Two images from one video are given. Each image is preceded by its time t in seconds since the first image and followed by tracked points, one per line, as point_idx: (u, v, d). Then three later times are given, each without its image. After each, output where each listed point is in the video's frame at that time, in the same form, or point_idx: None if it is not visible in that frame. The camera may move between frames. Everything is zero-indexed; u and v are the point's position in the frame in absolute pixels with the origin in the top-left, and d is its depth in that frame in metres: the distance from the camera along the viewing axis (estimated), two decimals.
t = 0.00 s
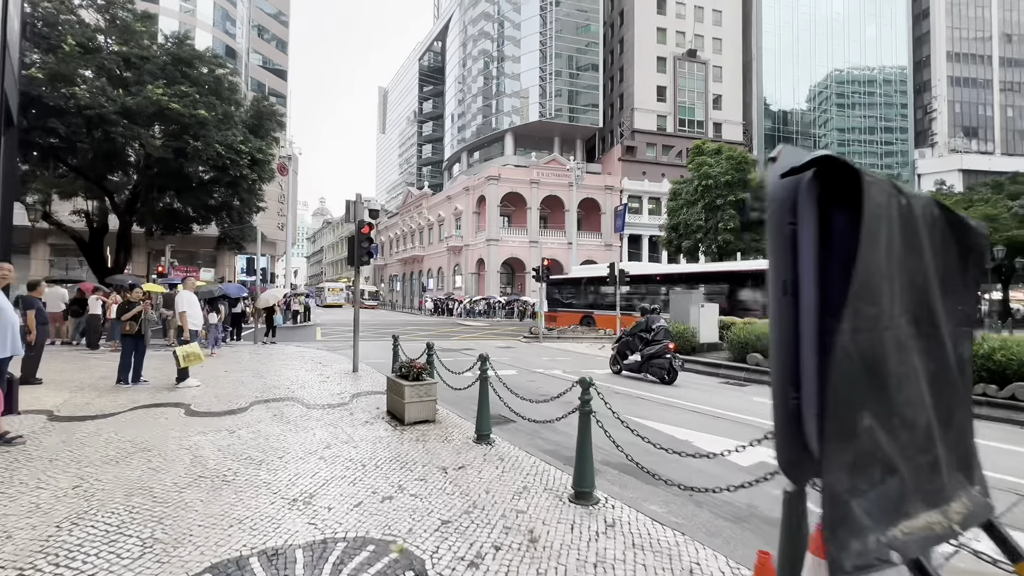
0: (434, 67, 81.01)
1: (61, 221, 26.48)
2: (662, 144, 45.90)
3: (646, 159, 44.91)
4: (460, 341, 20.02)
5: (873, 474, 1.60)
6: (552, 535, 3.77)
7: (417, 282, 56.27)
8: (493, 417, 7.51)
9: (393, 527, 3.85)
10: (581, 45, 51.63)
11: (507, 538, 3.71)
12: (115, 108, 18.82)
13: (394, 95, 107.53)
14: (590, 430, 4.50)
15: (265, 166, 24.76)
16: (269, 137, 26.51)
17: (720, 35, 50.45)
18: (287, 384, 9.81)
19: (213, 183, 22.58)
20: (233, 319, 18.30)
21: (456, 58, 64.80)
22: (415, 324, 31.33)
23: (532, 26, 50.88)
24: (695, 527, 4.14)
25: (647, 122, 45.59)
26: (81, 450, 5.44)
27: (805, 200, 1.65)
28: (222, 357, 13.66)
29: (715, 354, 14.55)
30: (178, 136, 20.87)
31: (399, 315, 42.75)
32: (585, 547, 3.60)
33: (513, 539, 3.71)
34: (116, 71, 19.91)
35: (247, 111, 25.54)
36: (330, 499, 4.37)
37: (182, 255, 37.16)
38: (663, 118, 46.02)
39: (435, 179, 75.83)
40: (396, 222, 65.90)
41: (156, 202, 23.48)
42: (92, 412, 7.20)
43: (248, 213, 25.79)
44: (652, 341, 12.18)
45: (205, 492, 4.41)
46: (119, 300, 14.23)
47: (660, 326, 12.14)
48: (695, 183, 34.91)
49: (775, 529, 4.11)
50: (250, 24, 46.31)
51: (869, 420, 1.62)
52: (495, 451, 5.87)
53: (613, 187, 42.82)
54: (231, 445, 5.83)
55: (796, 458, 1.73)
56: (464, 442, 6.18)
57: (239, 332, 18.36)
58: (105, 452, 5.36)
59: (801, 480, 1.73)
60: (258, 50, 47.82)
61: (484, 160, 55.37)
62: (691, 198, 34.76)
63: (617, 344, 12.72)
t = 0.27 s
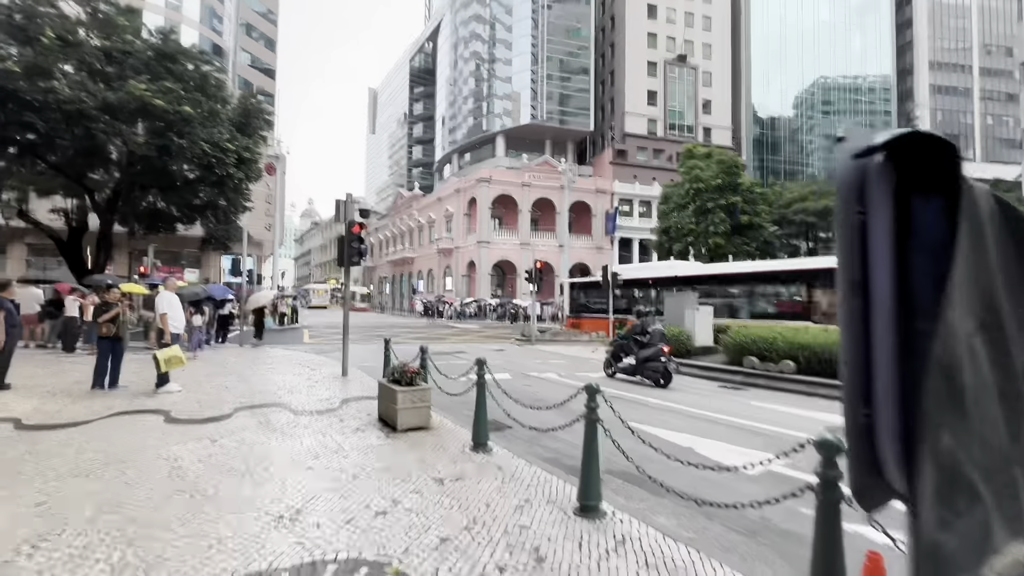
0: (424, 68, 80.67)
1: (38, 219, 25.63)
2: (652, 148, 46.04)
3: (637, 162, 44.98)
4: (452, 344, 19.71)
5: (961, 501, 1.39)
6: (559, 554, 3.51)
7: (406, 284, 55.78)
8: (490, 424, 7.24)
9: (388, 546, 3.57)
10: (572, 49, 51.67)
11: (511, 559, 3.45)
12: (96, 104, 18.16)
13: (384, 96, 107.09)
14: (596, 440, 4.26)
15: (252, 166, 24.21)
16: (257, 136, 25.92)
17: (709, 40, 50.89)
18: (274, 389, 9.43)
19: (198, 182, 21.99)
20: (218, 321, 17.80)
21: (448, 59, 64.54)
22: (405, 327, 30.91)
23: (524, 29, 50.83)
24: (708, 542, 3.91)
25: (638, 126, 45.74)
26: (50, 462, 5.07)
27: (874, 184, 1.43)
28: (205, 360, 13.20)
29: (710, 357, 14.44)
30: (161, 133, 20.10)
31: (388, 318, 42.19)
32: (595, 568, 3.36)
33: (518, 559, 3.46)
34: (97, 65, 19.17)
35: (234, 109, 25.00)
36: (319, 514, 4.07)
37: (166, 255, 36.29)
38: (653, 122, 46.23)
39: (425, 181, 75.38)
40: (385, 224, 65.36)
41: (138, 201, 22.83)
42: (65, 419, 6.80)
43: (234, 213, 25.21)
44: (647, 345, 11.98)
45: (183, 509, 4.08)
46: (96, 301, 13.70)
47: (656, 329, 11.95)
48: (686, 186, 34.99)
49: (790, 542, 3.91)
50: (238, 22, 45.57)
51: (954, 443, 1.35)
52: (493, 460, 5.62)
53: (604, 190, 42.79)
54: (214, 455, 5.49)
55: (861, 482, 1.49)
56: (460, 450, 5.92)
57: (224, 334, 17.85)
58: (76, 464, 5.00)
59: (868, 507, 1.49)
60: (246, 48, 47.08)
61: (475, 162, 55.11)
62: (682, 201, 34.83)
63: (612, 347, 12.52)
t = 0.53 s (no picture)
0: (412, 63, 79.73)
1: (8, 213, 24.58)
2: (641, 146, 46.05)
3: (626, 160, 44.92)
4: (441, 343, 19.40)
5: None
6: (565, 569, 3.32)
7: (394, 281, 55.13)
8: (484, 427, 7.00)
9: (382, 562, 3.34)
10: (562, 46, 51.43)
11: (516, 572, 3.26)
12: (70, 93, 17.40)
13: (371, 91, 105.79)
14: (601, 445, 4.06)
15: (236, 159, 23.54)
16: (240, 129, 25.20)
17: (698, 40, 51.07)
18: (259, 391, 9.09)
19: (179, 175, 21.39)
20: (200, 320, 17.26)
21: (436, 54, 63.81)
22: (392, 325, 30.42)
23: (513, 25, 50.42)
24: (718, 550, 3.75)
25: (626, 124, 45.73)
26: (15, 472, 4.72)
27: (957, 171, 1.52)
28: (186, 360, 12.73)
29: (701, 356, 14.39)
30: (140, 124, 19.38)
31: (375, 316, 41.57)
32: None
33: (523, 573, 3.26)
34: (70, 53, 18.32)
35: (217, 101, 24.25)
36: (306, 527, 3.81)
37: (144, 251, 35.22)
38: (642, 121, 46.26)
39: (412, 177, 74.56)
40: (372, 220, 64.53)
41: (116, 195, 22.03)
42: (32, 425, 6.39)
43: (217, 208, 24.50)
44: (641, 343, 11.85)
45: (157, 523, 3.77)
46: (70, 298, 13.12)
47: (650, 328, 11.81)
48: (675, 185, 35.03)
49: (807, 552, 3.75)
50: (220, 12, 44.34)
51: None
52: (489, 464, 5.41)
53: (593, 188, 42.68)
54: (193, 462, 5.17)
55: (944, 498, 1.61)
56: (455, 454, 5.69)
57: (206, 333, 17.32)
58: (43, 475, 4.65)
59: (953, 534, 1.59)
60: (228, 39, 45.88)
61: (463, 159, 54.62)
62: (671, 200, 34.88)
63: (606, 345, 12.41)
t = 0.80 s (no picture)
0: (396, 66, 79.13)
1: None
2: (625, 151, 46.39)
3: (610, 165, 45.15)
4: (427, 347, 19.10)
5: None
6: None
7: (377, 285, 54.45)
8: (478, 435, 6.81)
9: None
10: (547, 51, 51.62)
11: None
12: (40, 89, 16.68)
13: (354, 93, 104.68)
14: (606, 454, 3.94)
15: (215, 160, 22.89)
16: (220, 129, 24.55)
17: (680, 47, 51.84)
18: (240, 399, 8.74)
19: (155, 176, 20.85)
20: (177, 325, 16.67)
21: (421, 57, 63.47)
22: (375, 329, 29.95)
23: (499, 29, 50.44)
24: (725, 561, 3.67)
25: (611, 129, 46.07)
26: None
27: None
28: (162, 367, 12.24)
29: (689, 359, 14.42)
30: (115, 122, 18.67)
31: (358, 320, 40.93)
32: None
33: None
34: (41, 48, 17.55)
35: (195, 100, 23.56)
36: (296, 545, 3.59)
37: (117, 253, 34.07)
38: (626, 126, 46.67)
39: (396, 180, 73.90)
40: (355, 223, 63.74)
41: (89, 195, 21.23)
42: None
43: (195, 209, 23.81)
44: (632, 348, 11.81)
45: (134, 544, 3.52)
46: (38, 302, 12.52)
47: (641, 332, 11.79)
48: (659, 190, 35.30)
49: (815, 560, 3.68)
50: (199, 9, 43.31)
51: None
52: (485, 474, 5.26)
53: (578, 193, 42.75)
54: (172, 476, 4.89)
55: None
56: (449, 463, 5.51)
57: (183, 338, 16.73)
58: (6, 493, 4.32)
59: None
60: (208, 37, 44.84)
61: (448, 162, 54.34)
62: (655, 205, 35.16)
63: (596, 350, 12.35)
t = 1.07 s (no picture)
0: (384, 65, 78.46)
1: None
2: (614, 152, 46.43)
3: (600, 166, 45.05)
4: (418, 349, 18.83)
5: None
6: None
7: (365, 285, 53.85)
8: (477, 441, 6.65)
9: None
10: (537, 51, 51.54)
11: None
12: (16, 83, 16.07)
13: (342, 92, 103.61)
14: (617, 462, 3.83)
15: (199, 157, 22.32)
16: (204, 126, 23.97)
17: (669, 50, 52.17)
18: (228, 404, 8.44)
19: (137, 173, 20.30)
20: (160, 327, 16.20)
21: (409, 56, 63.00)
22: (363, 331, 29.55)
23: (488, 29, 50.24)
24: (741, 570, 3.56)
25: (601, 130, 46.15)
26: None
27: None
28: (144, 371, 11.84)
29: (683, 360, 14.40)
30: (94, 118, 18.06)
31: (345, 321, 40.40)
32: None
33: None
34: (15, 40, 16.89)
35: (179, 96, 22.96)
36: (295, 562, 3.41)
37: (97, 253, 33.13)
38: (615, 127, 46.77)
39: (384, 180, 73.23)
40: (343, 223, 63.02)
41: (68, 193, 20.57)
42: None
43: (178, 208, 23.21)
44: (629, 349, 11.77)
45: (122, 564, 3.30)
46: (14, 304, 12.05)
47: (638, 334, 11.78)
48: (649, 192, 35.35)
49: (831, 568, 3.61)
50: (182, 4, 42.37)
51: None
52: (487, 482, 5.11)
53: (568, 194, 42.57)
54: (159, 488, 4.65)
55: None
56: (449, 471, 5.34)
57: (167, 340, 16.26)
58: None
59: None
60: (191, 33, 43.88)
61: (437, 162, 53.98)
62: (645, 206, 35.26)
63: (593, 351, 12.28)
